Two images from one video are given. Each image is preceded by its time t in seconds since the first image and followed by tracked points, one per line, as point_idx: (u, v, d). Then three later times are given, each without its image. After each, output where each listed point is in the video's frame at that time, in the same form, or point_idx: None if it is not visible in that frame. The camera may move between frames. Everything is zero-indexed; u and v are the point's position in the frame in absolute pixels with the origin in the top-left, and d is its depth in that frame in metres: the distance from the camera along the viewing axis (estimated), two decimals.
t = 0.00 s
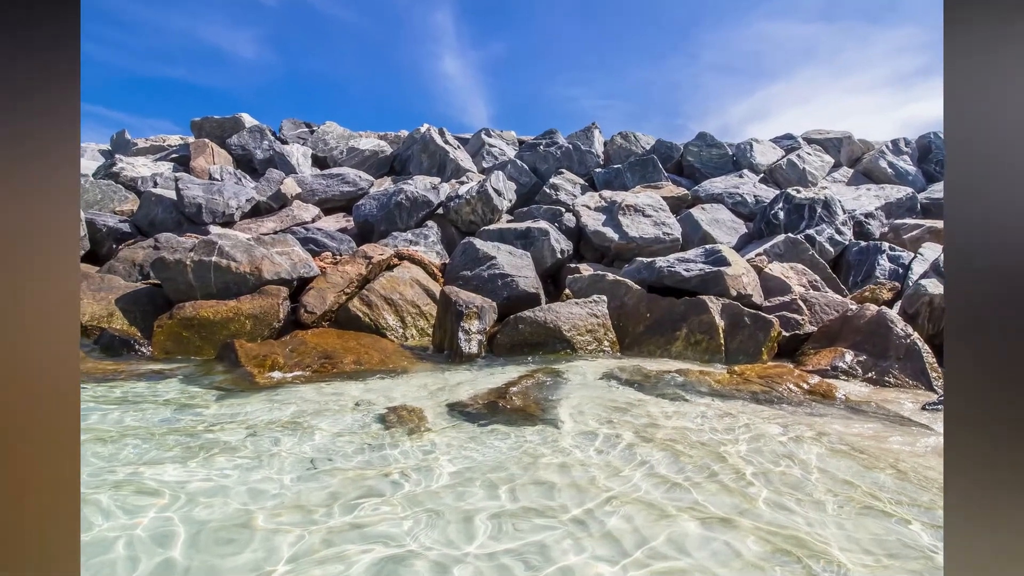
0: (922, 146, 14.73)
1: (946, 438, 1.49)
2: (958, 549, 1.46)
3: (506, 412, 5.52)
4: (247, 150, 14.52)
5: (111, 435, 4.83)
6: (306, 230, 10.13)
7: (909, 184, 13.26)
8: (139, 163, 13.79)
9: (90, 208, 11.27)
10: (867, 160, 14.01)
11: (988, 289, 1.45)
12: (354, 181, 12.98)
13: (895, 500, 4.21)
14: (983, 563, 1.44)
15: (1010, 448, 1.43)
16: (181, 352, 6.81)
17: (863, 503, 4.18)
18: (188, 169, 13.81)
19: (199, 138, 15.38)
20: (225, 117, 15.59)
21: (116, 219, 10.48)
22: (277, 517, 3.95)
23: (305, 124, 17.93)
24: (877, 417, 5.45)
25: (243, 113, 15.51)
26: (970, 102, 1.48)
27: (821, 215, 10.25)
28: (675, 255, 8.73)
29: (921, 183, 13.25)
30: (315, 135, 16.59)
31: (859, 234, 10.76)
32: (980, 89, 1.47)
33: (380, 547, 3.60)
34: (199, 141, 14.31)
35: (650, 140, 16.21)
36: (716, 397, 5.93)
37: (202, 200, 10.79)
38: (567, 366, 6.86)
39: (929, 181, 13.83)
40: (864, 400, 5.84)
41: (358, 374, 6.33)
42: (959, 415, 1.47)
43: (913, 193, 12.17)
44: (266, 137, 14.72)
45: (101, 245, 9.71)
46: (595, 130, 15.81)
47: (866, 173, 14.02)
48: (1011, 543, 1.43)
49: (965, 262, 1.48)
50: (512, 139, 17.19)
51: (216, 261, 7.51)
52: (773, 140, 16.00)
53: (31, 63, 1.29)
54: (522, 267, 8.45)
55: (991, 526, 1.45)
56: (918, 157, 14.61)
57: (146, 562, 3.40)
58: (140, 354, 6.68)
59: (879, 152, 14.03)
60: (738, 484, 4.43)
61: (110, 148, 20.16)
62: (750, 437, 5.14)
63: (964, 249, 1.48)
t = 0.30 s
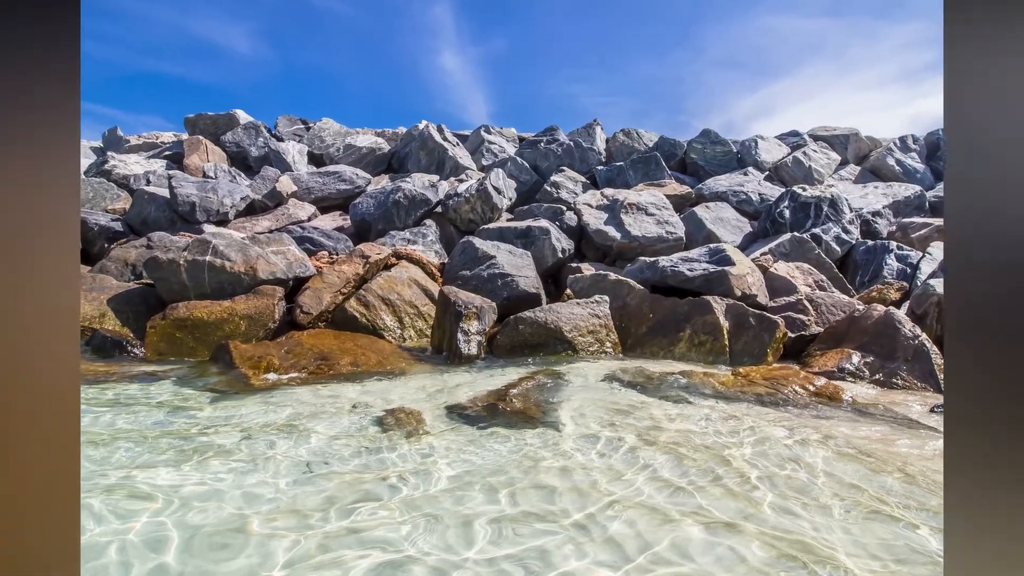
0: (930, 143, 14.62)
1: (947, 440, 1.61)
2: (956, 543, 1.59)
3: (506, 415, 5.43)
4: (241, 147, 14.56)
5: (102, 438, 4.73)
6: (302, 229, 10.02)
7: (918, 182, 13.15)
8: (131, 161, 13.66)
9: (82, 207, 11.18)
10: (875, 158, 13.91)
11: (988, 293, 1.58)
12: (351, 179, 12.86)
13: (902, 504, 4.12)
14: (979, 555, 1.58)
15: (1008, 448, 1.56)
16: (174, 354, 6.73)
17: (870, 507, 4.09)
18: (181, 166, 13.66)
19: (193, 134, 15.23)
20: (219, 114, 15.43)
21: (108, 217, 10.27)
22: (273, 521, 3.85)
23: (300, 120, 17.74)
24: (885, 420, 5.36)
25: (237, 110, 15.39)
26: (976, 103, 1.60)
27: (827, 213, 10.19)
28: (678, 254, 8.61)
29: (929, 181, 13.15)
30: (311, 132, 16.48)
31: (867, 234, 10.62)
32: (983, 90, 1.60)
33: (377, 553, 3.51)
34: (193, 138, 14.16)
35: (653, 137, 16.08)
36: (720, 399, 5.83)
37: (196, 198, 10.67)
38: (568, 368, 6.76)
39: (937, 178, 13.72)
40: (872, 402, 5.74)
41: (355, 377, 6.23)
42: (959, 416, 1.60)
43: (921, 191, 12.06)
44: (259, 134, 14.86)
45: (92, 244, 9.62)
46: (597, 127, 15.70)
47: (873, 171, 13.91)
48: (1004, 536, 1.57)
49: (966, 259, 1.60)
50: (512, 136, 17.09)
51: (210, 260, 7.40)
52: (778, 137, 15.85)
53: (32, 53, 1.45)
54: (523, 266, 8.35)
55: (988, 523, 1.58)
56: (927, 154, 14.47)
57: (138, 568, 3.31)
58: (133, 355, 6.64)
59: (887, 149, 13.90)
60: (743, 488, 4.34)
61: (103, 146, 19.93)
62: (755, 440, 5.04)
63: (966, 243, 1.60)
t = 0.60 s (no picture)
0: (938, 142, 14.54)
1: (946, 443, 1.49)
2: (955, 555, 1.47)
3: (506, 417, 5.33)
4: (236, 145, 14.24)
5: (94, 442, 4.63)
6: (298, 228, 9.94)
7: (925, 180, 13.05)
8: (125, 158, 13.56)
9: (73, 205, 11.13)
10: (882, 156, 13.80)
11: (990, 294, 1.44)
12: (348, 177, 12.79)
13: (911, 508, 4.02)
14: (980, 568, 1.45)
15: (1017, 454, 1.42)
16: (167, 355, 6.64)
17: (878, 511, 4.00)
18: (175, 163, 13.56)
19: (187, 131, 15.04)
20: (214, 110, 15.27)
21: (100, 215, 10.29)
22: (268, 526, 3.76)
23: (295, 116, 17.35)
24: (892, 422, 5.26)
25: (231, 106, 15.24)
26: (975, 96, 1.46)
27: (834, 212, 10.08)
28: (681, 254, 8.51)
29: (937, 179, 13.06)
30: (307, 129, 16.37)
31: (874, 232, 10.58)
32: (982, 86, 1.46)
33: (374, 558, 3.41)
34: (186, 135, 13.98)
35: (656, 134, 15.96)
36: (724, 401, 5.73)
37: (189, 196, 10.57)
38: (569, 369, 6.67)
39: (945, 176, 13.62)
40: (879, 405, 5.64)
41: (352, 378, 6.13)
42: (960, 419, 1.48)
43: (929, 189, 11.94)
44: (254, 130, 14.53)
45: (84, 243, 9.55)
46: (599, 124, 15.58)
47: (881, 169, 13.81)
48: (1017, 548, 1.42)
49: (964, 260, 1.47)
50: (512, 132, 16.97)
51: (204, 259, 7.31)
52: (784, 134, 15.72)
53: (36, 43, 1.38)
54: (523, 266, 8.25)
55: (992, 534, 1.44)
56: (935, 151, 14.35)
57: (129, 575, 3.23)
58: (125, 356, 6.56)
59: (894, 147, 13.80)
60: (748, 493, 4.24)
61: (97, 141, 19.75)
62: (760, 443, 4.94)
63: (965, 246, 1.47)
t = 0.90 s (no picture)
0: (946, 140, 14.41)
1: (948, 424, 1.83)
2: (954, 515, 1.82)
3: (506, 420, 5.23)
4: (229, 141, 14.20)
5: (84, 445, 4.53)
6: (294, 227, 9.83)
7: (934, 177, 12.91)
8: (117, 155, 13.40)
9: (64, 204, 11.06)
10: (890, 153, 13.66)
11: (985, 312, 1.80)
12: (344, 174, 12.65)
13: (920, 513, 3.93)
14: (970, 525, 1.80)
15: (1005, 455, 1.80)
16: (159, 357, 6.56)
17: (885, 516, 3.91)
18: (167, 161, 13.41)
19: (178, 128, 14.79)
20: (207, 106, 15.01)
21: (90, 215, 10.36)
22: (263, 531, 3.67)
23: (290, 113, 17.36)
24: (901, 425, 5.16)
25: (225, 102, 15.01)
26: (979, 102, 1.82)
27: (841, 210, 9.98)
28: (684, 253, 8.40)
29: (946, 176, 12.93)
30: (303, 126, 16.23)
31: (881, 231, 10.49)
32: (980, 92, 1.83)
33: (371, 564, 3.32)
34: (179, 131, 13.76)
35: (659, 132, 15.83)
36: (729, 404, 5.63)
37: (182, 195, 10.50)
38: (570, 371, 6.57)
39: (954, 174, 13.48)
40: (887, 407, 5.54)
41: (348, 380, 6.04)
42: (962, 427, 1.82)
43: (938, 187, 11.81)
44: (248, 127, 14.41)
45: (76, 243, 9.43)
46: (601, 121, 15.46)
47: (889, 167, 13.63)
48: (1000, 531, 1.79)
49: (965, 261, 1.82)
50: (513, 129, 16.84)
51: (198, 259, 7.20)
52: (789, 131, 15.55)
53: (35, 43, 1.61)
54: (523, 266, 8.16)
55: (981, 495, 1.80)
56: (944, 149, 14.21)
57: None
58: (117, 358, 6.49)
59: (903, 144, 13.67)
60: (753, 497, 4.14)
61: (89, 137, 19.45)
62: (765, 446, 4.84)
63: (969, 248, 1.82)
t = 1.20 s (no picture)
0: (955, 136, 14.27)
1: (950, 417, 1.95)
2: (955, 504, 1.94)
3: (506, 423, 5.13)
4: (223, 138, 14.03)
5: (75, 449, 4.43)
6: (289, 225, 9.73)
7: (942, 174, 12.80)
8: (108, 153, 13.24)
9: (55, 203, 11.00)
10: (898, 150, 13.54)
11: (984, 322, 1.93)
12: (340, 172, 12.50)
13: (929, 518, 3.84)
14: (973, 511, 1.92)
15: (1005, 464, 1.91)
16: (152, 358, 6.48)
17: (893, 521, 3.82)
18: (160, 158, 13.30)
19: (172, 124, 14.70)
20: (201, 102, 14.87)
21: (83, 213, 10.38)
22: (258, 536, 3.57)
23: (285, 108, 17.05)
24: (910, 428, 5.06)
25: (218, 99, 14.87)
26: (980, 102, 1.95)
27: (848, 209, 9.91)
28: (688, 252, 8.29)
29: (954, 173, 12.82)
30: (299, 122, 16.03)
31: (889, 230, 10.35)
32: (977, 86, 1.95)
33: (367, 571, 3.23)
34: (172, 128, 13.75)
35: (663, 128, 15.69)
36: (734, 407, 5.53)
37: (175, 192, 10.42)
38: (572, 373, 6.48)
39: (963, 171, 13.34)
40: (895, 410, 5.43)
41: (344, 383, 5.94)
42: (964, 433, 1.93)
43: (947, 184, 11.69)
44: (243, 123, 14.33)
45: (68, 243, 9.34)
46: (603, 117, 15.33)
47: (897, 164, 13.55)
48: (999, 532, 1.90)
49: (967, 261, 1.95)
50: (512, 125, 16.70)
51: (191, 258, 7.10)
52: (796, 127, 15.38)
53: (35, 41, 1.88)
54: (524, 266, 8.06)
55: (982, 485, 1.92)
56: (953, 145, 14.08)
57: None
58: (109, 360, 6.40)
59: (911, 141, 13.54)
60: (758, 501, 4.04)
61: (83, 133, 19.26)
62: (771, 450, 4.75)
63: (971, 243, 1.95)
